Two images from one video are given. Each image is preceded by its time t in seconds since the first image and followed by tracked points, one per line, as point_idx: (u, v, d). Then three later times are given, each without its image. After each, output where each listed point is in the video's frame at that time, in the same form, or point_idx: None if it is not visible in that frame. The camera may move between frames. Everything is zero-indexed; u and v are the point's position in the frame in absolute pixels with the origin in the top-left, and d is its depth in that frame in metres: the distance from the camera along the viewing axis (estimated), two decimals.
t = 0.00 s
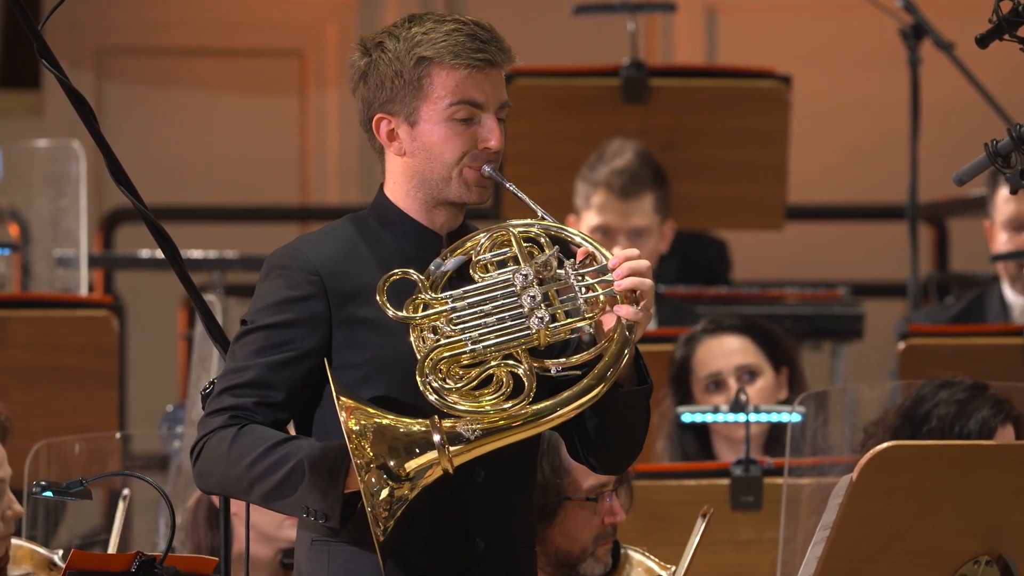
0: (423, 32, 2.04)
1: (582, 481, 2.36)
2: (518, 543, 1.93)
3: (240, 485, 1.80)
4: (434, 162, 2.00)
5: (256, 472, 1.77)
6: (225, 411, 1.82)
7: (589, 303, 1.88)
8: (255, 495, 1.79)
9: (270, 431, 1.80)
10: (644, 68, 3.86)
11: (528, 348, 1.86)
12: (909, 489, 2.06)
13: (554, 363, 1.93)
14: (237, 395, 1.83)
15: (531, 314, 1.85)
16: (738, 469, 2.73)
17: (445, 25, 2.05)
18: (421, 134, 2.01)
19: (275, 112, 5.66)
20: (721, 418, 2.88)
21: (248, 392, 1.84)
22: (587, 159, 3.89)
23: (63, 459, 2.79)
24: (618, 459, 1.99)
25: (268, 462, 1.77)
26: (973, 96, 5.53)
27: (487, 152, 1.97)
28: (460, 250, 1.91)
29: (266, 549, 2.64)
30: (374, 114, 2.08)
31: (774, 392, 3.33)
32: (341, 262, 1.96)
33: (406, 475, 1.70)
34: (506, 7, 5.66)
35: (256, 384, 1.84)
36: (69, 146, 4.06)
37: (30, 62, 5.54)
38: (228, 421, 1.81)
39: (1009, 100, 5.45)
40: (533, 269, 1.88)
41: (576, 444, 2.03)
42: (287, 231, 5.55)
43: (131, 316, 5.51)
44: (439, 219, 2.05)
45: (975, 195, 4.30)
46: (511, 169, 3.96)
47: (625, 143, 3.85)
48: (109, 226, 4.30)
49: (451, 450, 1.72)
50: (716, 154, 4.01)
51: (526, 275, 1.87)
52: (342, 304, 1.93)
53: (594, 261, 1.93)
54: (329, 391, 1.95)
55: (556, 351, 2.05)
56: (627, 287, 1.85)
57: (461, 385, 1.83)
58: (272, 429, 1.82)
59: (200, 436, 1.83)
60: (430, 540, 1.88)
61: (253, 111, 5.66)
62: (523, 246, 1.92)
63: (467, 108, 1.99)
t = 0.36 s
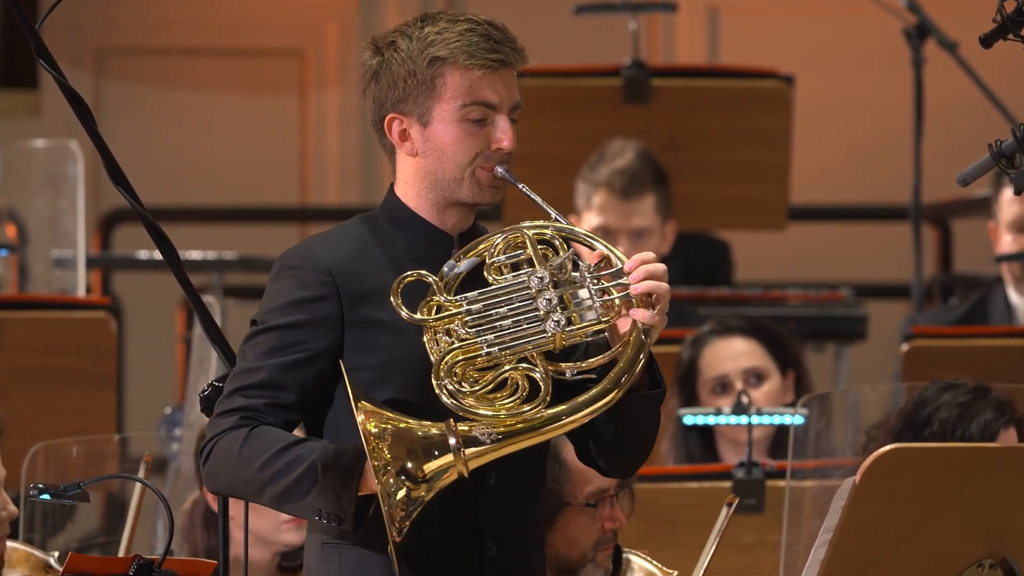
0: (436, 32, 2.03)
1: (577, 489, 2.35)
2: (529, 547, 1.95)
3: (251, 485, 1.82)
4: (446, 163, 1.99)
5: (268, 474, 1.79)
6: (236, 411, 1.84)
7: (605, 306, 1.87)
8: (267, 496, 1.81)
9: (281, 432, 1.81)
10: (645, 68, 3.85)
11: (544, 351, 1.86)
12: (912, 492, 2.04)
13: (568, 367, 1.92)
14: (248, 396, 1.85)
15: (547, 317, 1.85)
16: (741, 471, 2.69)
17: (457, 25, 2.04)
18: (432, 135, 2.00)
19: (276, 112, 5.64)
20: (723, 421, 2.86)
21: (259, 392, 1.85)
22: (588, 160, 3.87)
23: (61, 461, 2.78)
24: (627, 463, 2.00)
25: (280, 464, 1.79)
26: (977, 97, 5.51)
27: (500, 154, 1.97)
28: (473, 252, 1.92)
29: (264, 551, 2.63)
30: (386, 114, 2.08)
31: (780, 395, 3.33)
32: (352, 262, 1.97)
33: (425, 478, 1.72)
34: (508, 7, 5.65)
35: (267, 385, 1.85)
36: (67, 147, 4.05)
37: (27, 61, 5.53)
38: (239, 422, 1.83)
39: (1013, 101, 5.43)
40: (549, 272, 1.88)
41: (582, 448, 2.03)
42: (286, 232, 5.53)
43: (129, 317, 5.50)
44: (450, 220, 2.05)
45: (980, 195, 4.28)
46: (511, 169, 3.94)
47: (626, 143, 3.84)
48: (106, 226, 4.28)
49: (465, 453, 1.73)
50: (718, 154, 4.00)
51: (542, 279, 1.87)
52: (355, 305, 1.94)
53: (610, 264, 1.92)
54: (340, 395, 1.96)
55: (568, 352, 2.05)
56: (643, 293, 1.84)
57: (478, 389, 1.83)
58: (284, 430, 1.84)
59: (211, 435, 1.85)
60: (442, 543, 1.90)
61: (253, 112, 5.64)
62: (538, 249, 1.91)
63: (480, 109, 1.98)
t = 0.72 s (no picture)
0: (451, 30, 2.03)
1: (575, 491, 2.32)
2: (543, 550, 1.96)
3: (266, 487, 1.79)
4: (460, 162, 1.99)
5: (283, 477, 1.77)
6: (249, 413, 1.82)
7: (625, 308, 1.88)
8: (282, 499, 1.79)
9: (295, 434, 1.79)
10: (649, 66, 3.80)
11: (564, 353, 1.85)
12: (918, 495, 2.01)
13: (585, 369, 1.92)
14: (263, 398, 1.83)
15: (567, 318, 1.85)
16: (745, 474, 2.64)
17: (472, 23, 2.04)
18: (447, 134, 2.00)
19: (276, 111, 5.61)
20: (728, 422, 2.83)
21: (273, 393, 1.84)
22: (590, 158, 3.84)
23: (57, 463, 2.74)
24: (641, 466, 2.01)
25: (296, 467, 1.76)
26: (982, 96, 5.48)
27: (514, 153, 1.97)
28: (490, 253, 1.93)
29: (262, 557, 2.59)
30: (398, 113, 2.07)
31: (787, 396, 3.29)
32: (366, 263, 1.96)
33: (448, 477, 1.71)
34: (511, 5, 5.61)
35: (281, 386, 1.84)
36: (63, 146, 4.01)
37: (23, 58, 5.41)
38: (253, 424, 1.81)
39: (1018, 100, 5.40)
40: (568, 273, 1.88)
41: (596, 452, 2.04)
42: (285, 232, 5.50)
43: (126, 318, 5.46)
44: (463, 219, 2.05)
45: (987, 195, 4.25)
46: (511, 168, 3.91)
47: (628, 142, 3.81)
48: (103, 227, 4.25)
49: (487, 456, 1.73)
50: (721, 153, 3.97)
51: (561, 279, 1.87)
52: (370, 306, 1.93)
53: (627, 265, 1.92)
54: (355, 396, 1.96)
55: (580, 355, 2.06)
56: (663, 292, 1.85)
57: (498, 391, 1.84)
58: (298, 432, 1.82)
59: (224, 438, 1.83)
60: (459, 547, 1.90)
61: (252, 111, 5.60)
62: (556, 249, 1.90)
63: (496, 107, 1.99)
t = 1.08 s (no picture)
0: (462, 29, 2.01)
1: (575, 493, 2.34)
2: (556, 553, 1.94)
3: (278, 491, 1.77)
4: (473, 162, 1.97)
5: (297, 480, 1.75)
6: (262, 416, 1.80)
7: (641, 308, 1.88)
8: (294, 502, 1.78)
9: (308, 437, 1.78)
10: (649, 66, 3.78)
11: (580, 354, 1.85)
12: (919, 497, 1.99)
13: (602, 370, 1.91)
14: (274, 400, 1.81)
15: (583, 320, 1.85)
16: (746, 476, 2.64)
17: (483, 22, 2.02)
18: (459, 134, 1.98)
19: (275, 110, 5.59)
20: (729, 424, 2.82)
21: (284, 396, 1.82)
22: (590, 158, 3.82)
23: (53, 466, 2.72)
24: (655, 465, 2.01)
25: (309, 470, 1.75)
26: (984, 97, 5.46)
27: (526, 153, 1.96)
28: (504, 254, 1.91)
29: (260, 557, 2.57)
30: (409, 112, 2.05)
31: (787, 397, 3.27)
32: (378, 263, 1.94)
33: (468, 478, 1.69)
34: (510, 5, 5.59)
35: (292, 388, 1.82)
36: (58, 145, 3.99)
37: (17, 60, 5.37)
38: (265, 427, 1.79)
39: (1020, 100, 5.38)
40: (584, 274, 1.87)
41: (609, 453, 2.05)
42: (281, 233, 5.48)
43: (122, 319, 5.44)
44: (474, 220, 2.03)
45: (989, 195, 4.23)
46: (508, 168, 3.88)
47: (628, 142, 3.78)
48: (98, 227, 4.22)
49: (504, 457, 1.71)
50: (721, 153, 3.95)
51: (577, 281, 1.87)
52: (381, 308, 1.91)
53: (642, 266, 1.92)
54: (369, 398, 1.93)
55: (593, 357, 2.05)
56: (682, 293, 1.84)
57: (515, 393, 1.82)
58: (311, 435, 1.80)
59: (235, 441, 1.81)
60: (473, 550, 1.88)
61: (251, 110, 5.58)
62: (571, 250, 1.89)
63: (508, 107, 1.97)
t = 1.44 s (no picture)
0: (467, 31, 1.99)
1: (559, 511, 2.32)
2: (560, 558, 1.92)
3: (280, 496, 1.76)
4: (477, 165, 1.95)
5: (299, 485, 1.74)
6: (264, 420, 1.78)
7: (646, 311, 1.86)
8: (297, 508, 1.76)
9: (310, 441, 1.76)
10: (649, 67, 3.75)
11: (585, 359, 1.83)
12: (921, 502, 1.97)
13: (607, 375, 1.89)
14: (276, 404, 1.79)
15: (588, 324, 1.83)
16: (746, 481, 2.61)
17: (489, 24, 2.00)
18: (462, 137, 1.96)
19: (273, 110, 5.56)
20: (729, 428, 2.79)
21: (286, 400, 1.80)
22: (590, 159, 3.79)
23: (47, 471, 2.69)
24: (660, 469, 1.99)
25: (311, 476, 1.73)
26: (986, 97, 5.43)
27: (531, 156, 1.93)
28: (508, 257, 1.88)
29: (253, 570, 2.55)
30: (413, 114, 2.03)
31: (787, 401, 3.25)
32: (381, 266, 1.92)
33: (473, 483, 1.67)
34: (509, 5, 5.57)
35: (295, 393, 1.80)
36: (53, 147, 3.97)
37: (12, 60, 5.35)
38: (267, 432, 1.77)
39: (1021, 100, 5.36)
40: (589, 278, 1.85)
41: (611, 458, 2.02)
42: (278, 236, 5.45)
43: (118, 322, 5.42)
44: (478, 223, 2.01)
45: (991, 198, 4.21)
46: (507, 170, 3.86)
47: (629, 144, 3.75)
48: (92, 230, 4.21)
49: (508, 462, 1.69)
50: (721, 154, 3.93)
51: (582, 284, 1.84)
52: (385, 311, 1.89)
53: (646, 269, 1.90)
54: (372, 402, 1.91)
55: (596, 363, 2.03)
56: (687, 297, 1.83)
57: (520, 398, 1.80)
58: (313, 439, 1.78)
59: (237, 446, 1.79)
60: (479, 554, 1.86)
61: (249, 110, 5.56)
62: (576, 254, 1.88)
63: (513, 109, 1.94)
